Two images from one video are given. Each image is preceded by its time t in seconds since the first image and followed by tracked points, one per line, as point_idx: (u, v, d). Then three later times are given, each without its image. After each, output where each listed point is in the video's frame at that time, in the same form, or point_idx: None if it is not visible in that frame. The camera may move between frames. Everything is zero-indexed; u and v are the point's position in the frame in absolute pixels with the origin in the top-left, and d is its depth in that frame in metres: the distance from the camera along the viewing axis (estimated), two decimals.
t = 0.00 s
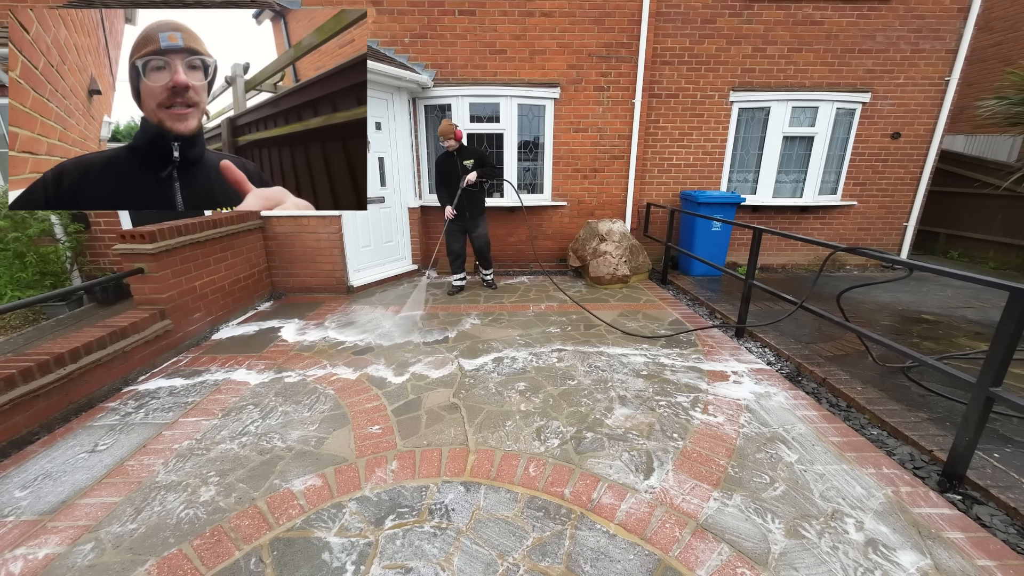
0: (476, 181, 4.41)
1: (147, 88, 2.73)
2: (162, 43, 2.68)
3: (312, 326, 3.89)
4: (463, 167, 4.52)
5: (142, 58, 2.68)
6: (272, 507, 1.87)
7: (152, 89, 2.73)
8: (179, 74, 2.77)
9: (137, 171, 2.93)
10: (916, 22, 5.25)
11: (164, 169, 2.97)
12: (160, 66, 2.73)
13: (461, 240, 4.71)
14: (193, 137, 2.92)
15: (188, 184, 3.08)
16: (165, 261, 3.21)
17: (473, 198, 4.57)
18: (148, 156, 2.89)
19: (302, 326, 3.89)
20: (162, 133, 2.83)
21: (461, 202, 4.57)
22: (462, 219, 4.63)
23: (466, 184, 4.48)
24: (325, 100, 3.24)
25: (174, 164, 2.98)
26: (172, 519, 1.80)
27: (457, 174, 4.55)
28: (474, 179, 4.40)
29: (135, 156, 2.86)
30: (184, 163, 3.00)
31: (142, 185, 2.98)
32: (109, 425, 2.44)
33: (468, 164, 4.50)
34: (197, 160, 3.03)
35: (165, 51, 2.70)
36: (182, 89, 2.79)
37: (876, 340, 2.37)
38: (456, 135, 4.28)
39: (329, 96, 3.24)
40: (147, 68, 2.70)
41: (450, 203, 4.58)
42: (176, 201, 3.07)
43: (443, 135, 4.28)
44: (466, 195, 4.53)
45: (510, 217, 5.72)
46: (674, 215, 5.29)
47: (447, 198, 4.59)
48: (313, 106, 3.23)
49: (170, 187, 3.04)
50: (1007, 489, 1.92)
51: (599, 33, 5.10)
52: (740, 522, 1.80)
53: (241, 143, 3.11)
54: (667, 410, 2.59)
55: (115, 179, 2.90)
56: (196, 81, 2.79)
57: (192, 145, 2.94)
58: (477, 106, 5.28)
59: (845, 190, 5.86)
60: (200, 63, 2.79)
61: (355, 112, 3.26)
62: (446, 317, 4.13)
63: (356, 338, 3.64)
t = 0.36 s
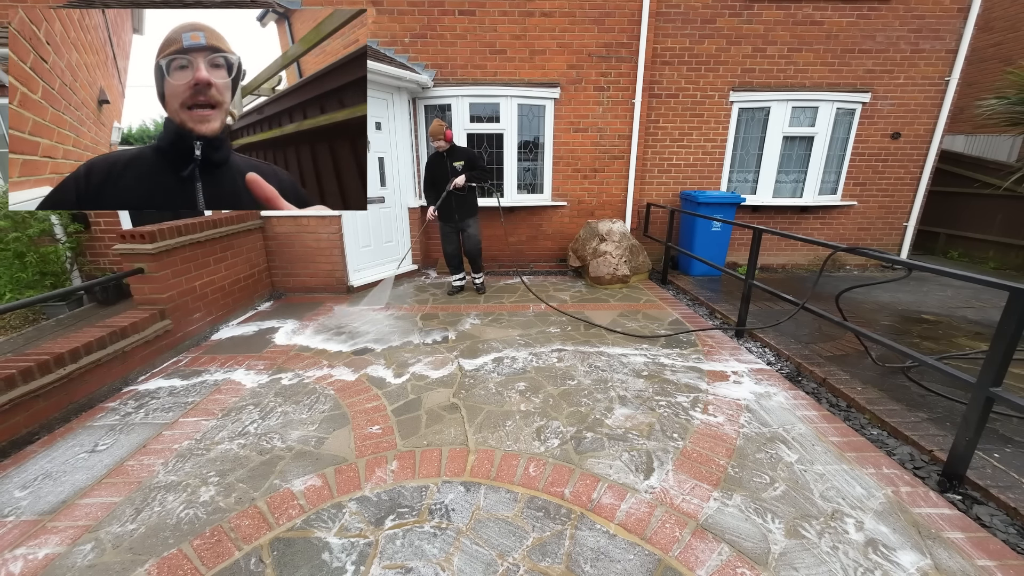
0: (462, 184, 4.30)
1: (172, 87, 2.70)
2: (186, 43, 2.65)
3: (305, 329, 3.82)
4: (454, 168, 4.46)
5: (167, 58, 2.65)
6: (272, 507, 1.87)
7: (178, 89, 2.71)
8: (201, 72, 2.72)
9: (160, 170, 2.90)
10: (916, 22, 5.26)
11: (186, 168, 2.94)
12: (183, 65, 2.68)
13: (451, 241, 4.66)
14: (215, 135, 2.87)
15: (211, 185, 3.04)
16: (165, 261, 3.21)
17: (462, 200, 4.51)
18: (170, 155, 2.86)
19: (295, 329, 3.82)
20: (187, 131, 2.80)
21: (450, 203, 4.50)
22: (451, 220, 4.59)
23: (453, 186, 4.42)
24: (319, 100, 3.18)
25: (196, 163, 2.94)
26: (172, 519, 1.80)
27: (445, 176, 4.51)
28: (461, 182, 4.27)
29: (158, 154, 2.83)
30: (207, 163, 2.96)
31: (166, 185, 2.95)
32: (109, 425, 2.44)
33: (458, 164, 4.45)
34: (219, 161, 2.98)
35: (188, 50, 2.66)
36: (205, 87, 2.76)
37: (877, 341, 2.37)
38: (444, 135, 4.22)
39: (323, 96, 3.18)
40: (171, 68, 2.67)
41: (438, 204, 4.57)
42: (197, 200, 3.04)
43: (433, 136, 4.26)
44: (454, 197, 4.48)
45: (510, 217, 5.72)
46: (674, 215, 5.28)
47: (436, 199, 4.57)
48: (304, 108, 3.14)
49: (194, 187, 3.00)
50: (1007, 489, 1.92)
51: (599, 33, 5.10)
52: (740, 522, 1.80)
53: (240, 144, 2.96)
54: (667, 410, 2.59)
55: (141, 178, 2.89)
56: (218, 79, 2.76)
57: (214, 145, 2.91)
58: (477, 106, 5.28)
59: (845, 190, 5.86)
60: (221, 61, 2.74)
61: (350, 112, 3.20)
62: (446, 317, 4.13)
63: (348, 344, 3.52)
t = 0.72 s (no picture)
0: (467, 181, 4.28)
1: (198, 79, 2.73)
2: (215, 40, 2.71)
3: (296, 335, 3.68)
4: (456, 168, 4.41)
5: (196, 52, 2.70)
6: (272, 507, 1.87)
7: (203, 82, 2.73)
8: (231, 66, 2.76)
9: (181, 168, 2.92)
10: (916, 22, 5.26)
11: (209, 166, 2.97)
12: (211, 59, 2.73)
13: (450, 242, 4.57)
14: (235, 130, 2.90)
15: (230, 184, 3.08)
16: (165, 261, 3.21)
17: (461, 200, 4.43)
18: (193, 153, 2.88)
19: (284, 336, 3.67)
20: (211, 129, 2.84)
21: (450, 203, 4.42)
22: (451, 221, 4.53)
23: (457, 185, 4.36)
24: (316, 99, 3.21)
25: (219, 162, 2.99)
26: (172, 520, 1.80)
27: (447, 175, 4.48)
28: (467, 179, 4.27)
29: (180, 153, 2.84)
30: (229, 161, 3.01)
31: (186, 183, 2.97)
32: (109, 425, 2.44)
33: (460, 164, 4.40)
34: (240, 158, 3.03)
35: (218, 46, 2.72)
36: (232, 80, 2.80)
37: (877, 341, 2.36)
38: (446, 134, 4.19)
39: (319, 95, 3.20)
40: (200, 62, 2.72)
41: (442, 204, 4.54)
42: (220, 198, 3.09)
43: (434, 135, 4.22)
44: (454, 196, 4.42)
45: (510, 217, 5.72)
46: (674, 215, 5.28)
47: (439, 199, 4.54)
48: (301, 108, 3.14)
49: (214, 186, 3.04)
50: (1007, 489, 1.92)
51: (599, 33, 5.10)
52: (740, 522, 1.80)
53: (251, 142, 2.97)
54: (667, 410, 2.59)
55: (162, 175, 2.89)
56: (246, 74, 2.80)
57: (235, 142, 2.94)
58: (477, 106, 5.29)
59: (845, 190, 5.86)
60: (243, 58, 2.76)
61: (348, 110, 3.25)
62: (446, 318, 4.13)
63: (340, 351, 3.40)
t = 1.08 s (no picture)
0: (463, 185, 4.18)
1: (189, 90, 2.62)
2: (203, 47, 2.57)
3: (289, 340, 3.59)
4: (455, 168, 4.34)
5: (184, 61, 2.57)
6: (272, 507, 1.87)
7: (193, 91, 2.62)
8: (221, 73, 2.62)
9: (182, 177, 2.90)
10: (916, 22, 5.26)
11: (209, 176, 2.94)
12: (201, 68, 2.60)
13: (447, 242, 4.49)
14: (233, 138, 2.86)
15: (228, 191, 3.05)
16: (165, 261, 3.21)
17: (461, 202, 4.37)
18: (192, 162, 2.86)
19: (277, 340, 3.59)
20: (206, 137, 2.78)
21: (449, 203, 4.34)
22: (448, 222, 4.45)
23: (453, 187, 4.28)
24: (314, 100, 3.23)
25: (218, 170, 2.95)
26: (172, 520, 1.80)
27: (446, 175, 4.39)
28: (462, 183, 4.15)
29: (179, 162, 2.82)
30: (229, 169, 2.97)
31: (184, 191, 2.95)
32: (109, 425, 2.44)
33: (461, 164, 4.34)
34: (240, 166, 2.99)
35: (206, 54, 2.58)
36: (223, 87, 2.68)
37: (877, 341, 2.37)
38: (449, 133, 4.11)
39: (315, 99, 3.23)
40: (189, 71, 2.59)
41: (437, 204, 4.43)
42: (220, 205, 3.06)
43: (438, 131, 4.19)
44: (453, 198, 4.33)
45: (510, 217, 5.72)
46: (674, 215, 5.28)
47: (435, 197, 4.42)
48: (299, 109, 3.14)
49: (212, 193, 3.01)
50: (1007, 489, 1.92)
51: (599, 33, 5.10)
52: (740, 522, 1.80)
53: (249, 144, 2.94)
54: (667, 410, 2.59)
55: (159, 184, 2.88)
56: (237, 80, 2.68)
57: (234, 150, 2.91)
58: (477, 106, 5.29)
59: (845, 190, 5.86)
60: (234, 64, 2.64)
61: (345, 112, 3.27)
62: (446, 318, 4.13)
63: (324, 359, 3.26)
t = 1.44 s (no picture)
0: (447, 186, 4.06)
1: (166, 99, 2.67)
2: (172, 54, 2.61)
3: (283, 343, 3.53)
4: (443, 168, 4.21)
5: (156, 71, 2.61)
6: (272, 507, 1.87)
7: (171, 100, 2.68)
8: (195, 78, 2.68)
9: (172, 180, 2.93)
10: (916, 22, 5.26)
11: (196, 179, 2.96)
12: (174, 75, 2.65)
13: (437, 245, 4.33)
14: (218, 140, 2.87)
15: (217, 193, 3.05)
16: (165, 261, 3.21)
17: (450, 203, 4.22)
18: (178, 166, 2.88)
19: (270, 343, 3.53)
20: (191, 140, 2.81)
21: (438, 204, 4.20)
22: (437, 224, 4.31)
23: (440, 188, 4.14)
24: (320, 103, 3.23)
25: (206, 171, 2.96)
26: (172, 519, 1.80)
27: (434, 176, 4.25)
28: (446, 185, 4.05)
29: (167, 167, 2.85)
30: (216, 170, 2.97)
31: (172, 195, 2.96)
32: (109, 425, 2.44)
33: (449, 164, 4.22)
34: (228, 166, 2.99)
35: (176, 60, 2.62)
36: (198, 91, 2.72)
37: (877, 341, 2.37)
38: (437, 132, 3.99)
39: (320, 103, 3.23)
40: (162, 80, 2.64)
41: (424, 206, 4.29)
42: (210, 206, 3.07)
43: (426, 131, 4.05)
44: (440, 199, 4.19)
45: (510, 217, 5.72)
46: (674, 215, 5.28)
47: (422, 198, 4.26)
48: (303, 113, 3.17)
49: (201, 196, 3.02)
50: (1007, 489, 1.92)
51: (599, 33, 5.10)
52: (740, 522, 1.80)
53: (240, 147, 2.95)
54: (667, 410, 2.59)
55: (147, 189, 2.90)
56: (211, 82, 2.71)
57: (221, 150, 2.90)
58: (477, 106, 5.29)
59: (845, 190, 5.86)
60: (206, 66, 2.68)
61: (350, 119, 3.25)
62: (446, 318, 4.13)
63: (310, 372, 3.07)
